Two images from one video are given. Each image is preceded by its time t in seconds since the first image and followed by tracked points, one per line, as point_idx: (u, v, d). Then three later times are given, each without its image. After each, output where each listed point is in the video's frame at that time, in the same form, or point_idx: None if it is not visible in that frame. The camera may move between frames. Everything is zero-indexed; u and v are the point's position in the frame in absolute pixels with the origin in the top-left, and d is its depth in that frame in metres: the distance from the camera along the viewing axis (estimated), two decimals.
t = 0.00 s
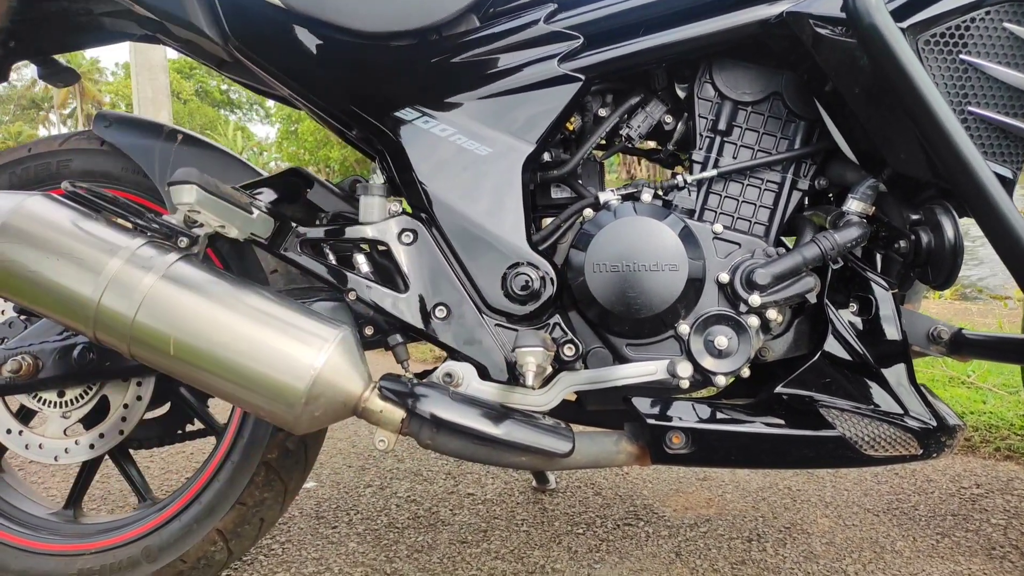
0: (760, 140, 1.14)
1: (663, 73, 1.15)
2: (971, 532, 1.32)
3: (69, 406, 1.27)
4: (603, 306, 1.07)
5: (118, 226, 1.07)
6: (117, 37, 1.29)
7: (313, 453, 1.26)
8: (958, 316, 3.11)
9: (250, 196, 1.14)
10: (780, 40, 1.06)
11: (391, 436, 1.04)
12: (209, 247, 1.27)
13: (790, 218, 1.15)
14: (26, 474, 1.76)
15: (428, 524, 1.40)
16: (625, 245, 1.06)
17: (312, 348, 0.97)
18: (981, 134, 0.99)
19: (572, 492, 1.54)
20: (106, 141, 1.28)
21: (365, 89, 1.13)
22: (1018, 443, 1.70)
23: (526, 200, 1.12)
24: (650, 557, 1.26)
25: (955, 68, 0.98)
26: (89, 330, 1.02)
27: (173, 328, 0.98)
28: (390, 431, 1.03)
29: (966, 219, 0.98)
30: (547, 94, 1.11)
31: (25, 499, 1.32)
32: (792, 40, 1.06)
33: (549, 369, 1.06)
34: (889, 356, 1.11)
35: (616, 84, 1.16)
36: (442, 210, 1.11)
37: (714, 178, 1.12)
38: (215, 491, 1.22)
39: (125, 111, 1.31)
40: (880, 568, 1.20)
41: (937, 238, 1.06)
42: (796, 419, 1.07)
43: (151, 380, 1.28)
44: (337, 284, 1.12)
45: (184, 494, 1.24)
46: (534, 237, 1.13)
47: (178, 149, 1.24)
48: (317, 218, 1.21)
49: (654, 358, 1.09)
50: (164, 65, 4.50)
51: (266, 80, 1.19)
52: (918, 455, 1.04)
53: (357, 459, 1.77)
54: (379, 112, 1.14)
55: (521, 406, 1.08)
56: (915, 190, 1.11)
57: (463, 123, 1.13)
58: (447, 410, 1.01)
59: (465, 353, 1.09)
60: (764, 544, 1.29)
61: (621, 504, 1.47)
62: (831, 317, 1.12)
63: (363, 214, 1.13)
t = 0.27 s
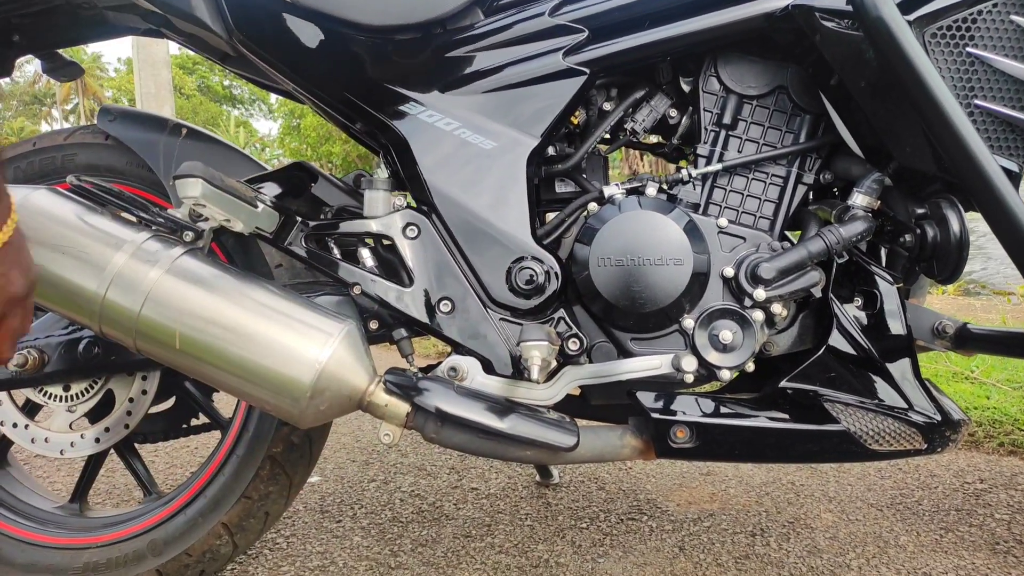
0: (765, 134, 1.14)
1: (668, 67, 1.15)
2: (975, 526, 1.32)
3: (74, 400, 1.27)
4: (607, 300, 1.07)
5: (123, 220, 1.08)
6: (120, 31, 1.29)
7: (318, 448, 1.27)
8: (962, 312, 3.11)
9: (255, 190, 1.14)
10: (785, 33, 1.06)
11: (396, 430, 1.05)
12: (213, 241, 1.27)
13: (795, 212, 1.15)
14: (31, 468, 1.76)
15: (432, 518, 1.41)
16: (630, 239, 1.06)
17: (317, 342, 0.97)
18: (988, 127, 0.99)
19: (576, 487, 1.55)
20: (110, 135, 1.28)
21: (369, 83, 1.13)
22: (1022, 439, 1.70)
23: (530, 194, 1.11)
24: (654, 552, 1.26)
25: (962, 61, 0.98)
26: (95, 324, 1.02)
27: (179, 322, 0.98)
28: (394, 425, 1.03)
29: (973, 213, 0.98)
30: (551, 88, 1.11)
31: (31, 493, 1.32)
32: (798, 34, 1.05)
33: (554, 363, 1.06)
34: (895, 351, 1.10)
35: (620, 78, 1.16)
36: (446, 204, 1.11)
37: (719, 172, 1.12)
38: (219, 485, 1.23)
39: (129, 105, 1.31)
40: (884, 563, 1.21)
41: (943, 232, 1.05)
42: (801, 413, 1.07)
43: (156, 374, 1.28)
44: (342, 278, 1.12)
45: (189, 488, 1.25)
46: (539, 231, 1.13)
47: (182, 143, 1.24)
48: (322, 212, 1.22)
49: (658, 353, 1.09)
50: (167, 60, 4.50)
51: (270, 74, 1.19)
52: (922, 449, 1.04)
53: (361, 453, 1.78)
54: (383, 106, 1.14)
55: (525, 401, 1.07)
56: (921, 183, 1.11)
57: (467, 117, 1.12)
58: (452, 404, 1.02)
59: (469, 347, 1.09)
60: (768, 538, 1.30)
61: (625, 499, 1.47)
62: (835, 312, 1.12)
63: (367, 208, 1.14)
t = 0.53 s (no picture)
0: (770, 133, 1.13)
1: (672, 66, 1.14)
2: (979, 526, 1.32)
3: (80, 399, 1.28)
4: (612, 300, 1.07)
5: (127, 219, 1.08)
6: (125, 31, 1.29)
7: (322, 447, 1.27)
8: (966, 310, 3.11)
9: (259, 190, 1.13)
10: (791, 32, 1.05)
11: (401, 430, 1.05)
12: (218, 240, 1.28)
13: (799, 211, 1.15)
14: (35, 466, 1.77)
15: (436, 517, 1.41)
16: (635, 239, 1.06)
17: (322, 343, 0.97)
18: (994, 127, 0.99)
19: (580, 486, 1.55)
20: (114, 135, 1.29)
21: (373, 83, 1.13)
22: None
23: (534, 194, 1.11)
24: (658, 551, 1.26)
25: (968, 60, 0.98)
26: (100, 325, 1.02)
27: (184, 322, 0.98)
28: (399, 424, 1.03)
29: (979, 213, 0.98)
30: (556, 87, 1.11)
31: (37, 491, 1.32)
32: (803, 33, 1.05)
33: (558, 363, 1.06)
34: (899, 350, 1.11)
35: (625, 77, 1.16)
36: (450, 204, 1.11)
37: (723, 171, 1.12)
38: (224, 485, 1.23)
39: (134, 104, 1.31)
40: (888, 562, 1.21)
41: (949, 232, 1.05)
42: (805, 413, 1.07)
43: (161, 374, 1.29)
44: (347, 278, 1.12)
45: (193, 487, 1.25)
46: (543, 231, 1.13)
47: (186, 143, 1.24)
48: (326, 211, 1.22)
49: (663, 352, 1.09)
50: (169, 58, 4.50)
51: (274, 73, 1.19)
52: (927, 449, 1.04)
53: (365, 452, 1.78)
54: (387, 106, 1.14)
55: (529, 400, 1.08)
56: (926, 183, 1.11)
57: (472, 116, 1.12)
58: (456, 404, 1.01)
59: (474, 347, 1.09)
60: (772, 538, 1.30)
61: (629, 498, 1.48)
62: (840, 312, 1.12)
63: (372, 208, 1.14)
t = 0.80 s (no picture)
0: (772, 135, 1.13)
1: (674, 68, 1.14)
2: (981, 528, 1.32)
3: (83, 400, 1.28)
4: (614, 302, 1.07)
5: (130, 222, 1.08)
6: (128, 33, 1.29)
7: (325, 449, 1.27)
8: (968, 311, 3.11)
9: (261, 192, 1.14)
10: (792, 34, 1.05)
11: (403, 432, 1.05)
12: (221, 242, 1.28)
13: (801, 213, 1.15)
14: (39, 467, 1.77)
15: (438, 519, 1.41)
16: (636, 241, 1.06)
17: (324, 344, 0.97)
18: (996, 129, 0.98)
19: (581, 487, 1.55)
20: (117, 137, 1.29)
21: (375, 85, 1.13)
22: None
23: (536, 196, 1.11)
24: (659, 553, 1.26)
25: (969, 62, 0.98)
26: (104, 327, 1.02)
27: (187, 324, 0.99)
28: (401, 426, 1.04)
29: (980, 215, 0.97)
30: (558, 89, 1.11)
31: (39, 493, 1.33)
32: (805, 35, 1.05)
33: (560, 365, 1.06)
34: (900, 352, 1.11)
35: (626, 79, 1.16)
36: (451, 206, 1.11)
37: (725, 173, 1.12)
38: (227, 486, 1.23)
39: (137, 106, 1.31)
40: (890, 564, 1.21)
41: (950, 234, 1.05)
42: (807, 415, 1.07)
43: (164, 375, 1.29)
44: (349, 280, 1.12)
45: (195, 489, 1.25)
46: (545, 233, 1.14)
47: (189, 145, 1.25)
48: (329, 213, 1.23)
49: (665, 354, 1.09)
50: (172, 59, 4.51)
51: (277, 75, 1.19)
52: (928, 451, 1.04)
53: (367, 453, 1.78)
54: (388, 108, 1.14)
55: (532, 402, 1.08)
56: (928, 185, 1.11)
57: (473, 119, 1.12)
58: (458, 406, 1.01)
59: (475, 349, 1.10)
60: (773, 539, 1.30)
61: (630, 499, 1.48)
62: (841, 314, 1.12)
63: (374, 210, 1.13)
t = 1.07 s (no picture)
0: (773, 136, 1.13)
1: (676, 69, 1.14)
2: (983, 529, 1.32)
3: (86, 401, 1.28)
4: (615, 303, 1.08)
5: (133, 223, 1.08)
6: (130, 34, 1.29)
7: (327, 450, 1.28)
8: (970, 312, 3.11)
9: (264, 193, 1.14)
10: (795, 36, 1.05)
11: (405, 433, 1.06)
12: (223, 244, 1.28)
13: (803, 214, 1.15)
14: (41, 467, 1.78)
15: (439, 519, 1.41)
16: (638, 242, 1.06)
17: (326, 346, 0.98)
18: (999, 131, 0.98)
19: (583, 488, 1.55)
20: (120, 138, 1.29)
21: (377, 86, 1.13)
22: None
23: (538, 198, 1.12)
24: (661, 553, 1.26)
25: (971, 64, 0.98)
26: (106, 328, 1.03)
27: (189, 325, 0.99)
28: (403, 427, 1.04)
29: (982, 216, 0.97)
30: (560, 91, 1.11)
31: (42, 493, 1.33)
32: (807, 36, 1.05)
33: (562, 366, 1.07)
34: (901, 353, 1.11)
35: (629, 80, 1.16)
36: (453, 208, 1.11)
37: (727, 175, 1.12)
38: (228, 487, 1.24)
39: (139, 107, 1.31)
40: (891, 565, 1.21)
41: (952, 236, 1.05)
42: (808, 417, 1.07)
43: (166, 376, 1.29)
44: (351, 281, 1.12)
45: (198, 489, 1.25)
46: (546, 234, 1.14)
47: (192, 146, 1.25)
48: (331, 214, 1.23)
49: (666, 356, 1.09)
50: (174, 59, 4.52)
51: (279, 77, 1.19)
52: (930, 452, 1.04)
53: (369, 454, 1.79)
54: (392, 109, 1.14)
55: (533, 403, 1.08)
56: (929, 186, 1.11)
57: (475, 120, 1.12)
58: (459, 407, 1.01)
59: (477, 350, 1.10)
60: (775, 540, 1.30)
61: (632, 500, 1.48)
62: (843, 315, 1.12)
63: (376, 211, 1.14)
